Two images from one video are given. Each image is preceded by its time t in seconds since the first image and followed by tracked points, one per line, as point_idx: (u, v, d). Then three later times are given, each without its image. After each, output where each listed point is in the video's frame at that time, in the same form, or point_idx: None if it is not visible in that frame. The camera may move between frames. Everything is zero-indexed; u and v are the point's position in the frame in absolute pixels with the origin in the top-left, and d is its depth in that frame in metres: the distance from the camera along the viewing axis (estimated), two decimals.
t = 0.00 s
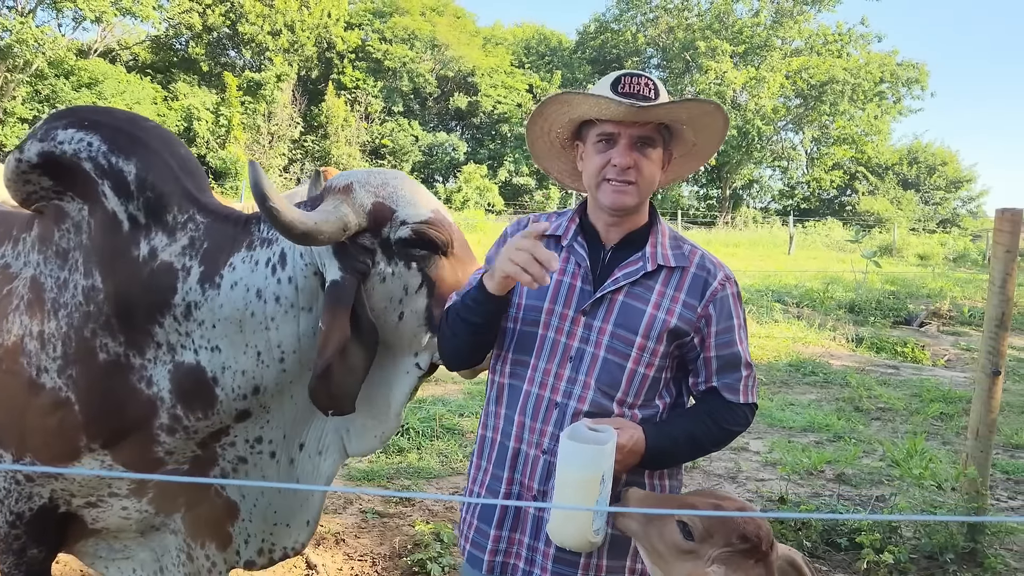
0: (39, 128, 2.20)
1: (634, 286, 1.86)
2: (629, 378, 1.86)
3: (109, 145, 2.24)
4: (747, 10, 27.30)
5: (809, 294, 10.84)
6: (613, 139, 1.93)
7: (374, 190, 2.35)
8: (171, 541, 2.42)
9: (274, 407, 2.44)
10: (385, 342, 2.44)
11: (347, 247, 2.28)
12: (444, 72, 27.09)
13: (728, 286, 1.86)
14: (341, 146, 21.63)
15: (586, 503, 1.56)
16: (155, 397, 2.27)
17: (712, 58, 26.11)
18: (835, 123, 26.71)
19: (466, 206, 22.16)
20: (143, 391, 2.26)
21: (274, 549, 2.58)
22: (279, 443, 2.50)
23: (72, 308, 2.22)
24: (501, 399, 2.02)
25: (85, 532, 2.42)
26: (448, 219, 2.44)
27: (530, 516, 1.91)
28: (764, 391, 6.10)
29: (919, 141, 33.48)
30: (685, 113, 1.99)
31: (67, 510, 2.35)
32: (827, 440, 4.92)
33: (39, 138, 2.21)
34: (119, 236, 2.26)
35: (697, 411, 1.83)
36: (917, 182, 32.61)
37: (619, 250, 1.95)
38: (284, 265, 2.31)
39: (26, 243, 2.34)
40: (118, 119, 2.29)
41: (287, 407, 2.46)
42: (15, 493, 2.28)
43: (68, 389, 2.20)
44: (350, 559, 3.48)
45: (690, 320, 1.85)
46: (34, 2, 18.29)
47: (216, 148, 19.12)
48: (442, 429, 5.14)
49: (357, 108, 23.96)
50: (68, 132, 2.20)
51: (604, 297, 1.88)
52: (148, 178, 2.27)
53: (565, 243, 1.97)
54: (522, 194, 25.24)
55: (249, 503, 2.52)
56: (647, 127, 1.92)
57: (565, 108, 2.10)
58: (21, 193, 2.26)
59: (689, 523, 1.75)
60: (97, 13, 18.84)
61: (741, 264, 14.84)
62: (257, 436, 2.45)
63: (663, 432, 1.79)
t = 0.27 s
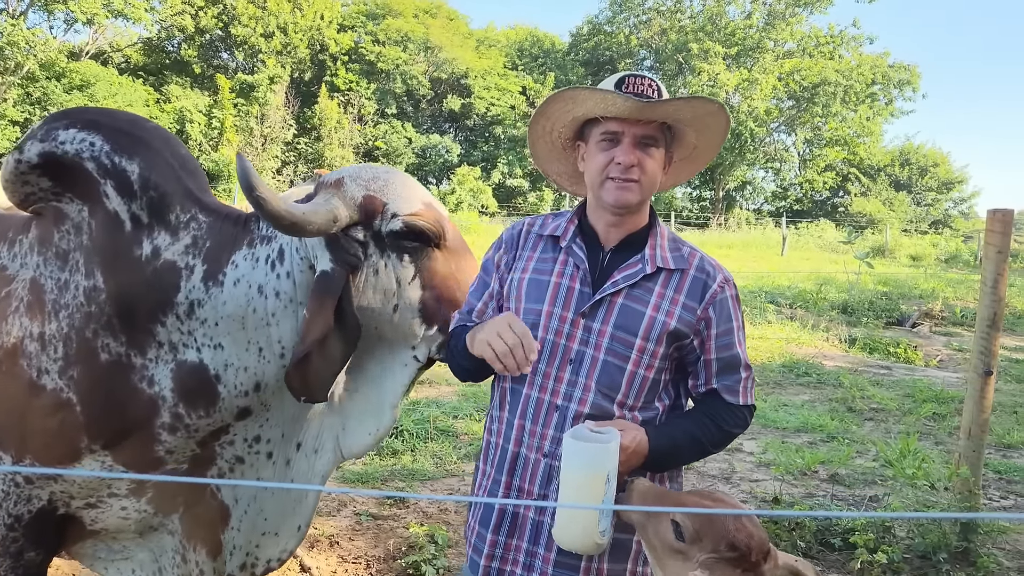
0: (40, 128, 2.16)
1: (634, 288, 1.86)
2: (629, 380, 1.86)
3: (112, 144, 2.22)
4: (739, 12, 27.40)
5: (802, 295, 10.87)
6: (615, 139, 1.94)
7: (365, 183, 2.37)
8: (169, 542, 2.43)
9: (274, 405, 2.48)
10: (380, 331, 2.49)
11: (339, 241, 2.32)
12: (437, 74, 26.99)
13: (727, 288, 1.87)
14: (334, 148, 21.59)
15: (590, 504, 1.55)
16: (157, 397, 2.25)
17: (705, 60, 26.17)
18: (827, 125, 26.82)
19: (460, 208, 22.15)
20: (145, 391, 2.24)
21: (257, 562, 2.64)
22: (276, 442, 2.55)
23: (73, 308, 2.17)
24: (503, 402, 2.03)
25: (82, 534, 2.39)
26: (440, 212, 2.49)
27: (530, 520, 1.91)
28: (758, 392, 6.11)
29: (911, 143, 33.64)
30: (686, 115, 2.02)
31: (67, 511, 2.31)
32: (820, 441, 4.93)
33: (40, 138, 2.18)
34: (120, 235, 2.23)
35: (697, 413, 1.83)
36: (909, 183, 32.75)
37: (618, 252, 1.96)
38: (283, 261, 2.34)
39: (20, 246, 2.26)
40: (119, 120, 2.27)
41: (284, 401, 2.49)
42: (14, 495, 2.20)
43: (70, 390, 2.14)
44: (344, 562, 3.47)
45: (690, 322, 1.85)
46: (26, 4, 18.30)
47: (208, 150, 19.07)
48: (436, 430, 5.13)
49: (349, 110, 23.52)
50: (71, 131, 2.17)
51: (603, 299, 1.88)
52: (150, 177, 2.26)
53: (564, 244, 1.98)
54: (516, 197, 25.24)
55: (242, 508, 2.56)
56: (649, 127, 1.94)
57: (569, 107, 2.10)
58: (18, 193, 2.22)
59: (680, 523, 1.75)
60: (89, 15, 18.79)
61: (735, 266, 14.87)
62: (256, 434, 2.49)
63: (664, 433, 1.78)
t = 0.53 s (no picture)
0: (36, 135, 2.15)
1: (627, 292, 1.86)
2: (623, 385, 1.86)
3: (110, 149, 2.21)
4: (734, 16, 27.49)
5: (797, 298, 10.88)
6: (608, 142, 1.95)
7: (365, 188, 2.41)
8: (169, 545, 2.48)
9: (275, 406, 2.52)
10: (385, 332, 2.63)
11: (343, 244, 2.32)
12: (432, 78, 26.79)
13: (723, 291, 1.85)
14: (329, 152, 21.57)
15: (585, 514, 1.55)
16: (159, 399, 2.26)
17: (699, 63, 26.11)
18: (821, 128, 26.93)
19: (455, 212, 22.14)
20: (147, 394, 2.25)
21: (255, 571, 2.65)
22: (277, 444, 2.61)
23: (74, 313, 2.16)
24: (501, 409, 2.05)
25: (82, 538, 2.39)
26: (439, 213, 2.58)
27: (528, 525, 1.91)
28: (754, 395, 6.11)
29: (905, 146, 33.76)
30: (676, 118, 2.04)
31: (67, 517, 2.30)
32: (816, 443, 4.93)
33: (35, 144, 2.16)
34: (121, 240, 2.23)
35: (693, 418, 1.82)
36: (903, 186, 32.86)
37: (612, 256, 1.96)
38: (284, 263, 2.35)
39: (16, 252, 2.24)
40: (115, 125, 2.26)
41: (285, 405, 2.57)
42: (14, 501, 2.17)
43: (72, 395, 2.13)
44: (340, 566, 3.45)
45: (684, 327, 1.84)
46: (20, 8, 18.28)
47: (203, 154, 19.04)
48: (432, 434, 5.12)
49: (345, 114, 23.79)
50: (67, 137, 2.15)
51: (596, 303, 1.88)
52: (149, 181, 2.25)
53: (558, 249, 1.99)
54: (511, 200, 25.25)
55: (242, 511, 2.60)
56: (641, 130, 1.95)
57: (563, 110, 2.11)
58: (14, 201, 2.19)
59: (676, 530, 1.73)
60: (83, 19, 18.76)
61: (730, 269, 14.89)
62: (256, 436, 2.54)
63: (659, 438, 1.77)
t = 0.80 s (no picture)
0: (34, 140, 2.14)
1: (619, 296, 1.87)
2: (616, 388, 1.85)
3: (108, 155, 2.20)
4: (730, 20, 27.54)
5: (794, 302, 10.89)
6: (596, 147, 1.96)
7: (369, 191, 2.51)
8: (169, 549, 2.47)
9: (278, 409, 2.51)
10: (387, 334, 2.77)
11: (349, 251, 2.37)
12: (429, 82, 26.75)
13: (715, 294, 1.85)
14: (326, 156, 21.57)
15: (566, 511, 1.56)
16: (159, 404, 2.26)
17: (695, 67, 26.18)
18: (817, 131, 27.01)
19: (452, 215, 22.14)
20: (147, 399, 2.24)
21: (267, 557, 2.72)
22: (280, 445, 2.64)
23: (73, 318, 2.16)
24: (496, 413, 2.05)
25: (81, 543, 2.40)
26: (438, 215, 2.71)
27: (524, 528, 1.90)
28: (750, 398, 6.11)
29: (901, 149, 33.85)
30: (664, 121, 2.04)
31: (66, 522, 2.30)
32: (812, 447, 4.93)
33: (32, 150, 2.15)
34: (120, 246, 2.22)
35: (687, 420, 1.82)
36: (899, 189, 32.95)
37: (604, 260, 1.96)
38: (288, 269, 2.36)
39: (14, 256, 2.23)
40: (113, 130, 2.26)
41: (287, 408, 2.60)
42: (13, 507, 2.18)
43: (71, 401, 2.13)
44: (337, 571, 3.44)
45: (676, 329, 1.84)
46: (17, 12, 18.28)
47: (200, 158, 19.00)
48: (429, 438, 5.11)
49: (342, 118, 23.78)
50: (65, 143, 2.15)
51: (589, 306, 1.89)
52: (148, 187, 2.24)
53: (551, 254, 1.99)
54: (508, 203, 25.25)
55: (247, 508, 2.63)
56: (630, 134, 1.95)
57: (549, 116, 2.13)
58: (11, 206, 2.19)
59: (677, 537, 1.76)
60: (80, 22, 18.74)
61: (727, 272, 14.91)
62: (259, 439, 2.57)
63: (652, 440, 1.77)
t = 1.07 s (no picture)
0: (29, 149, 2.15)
1: (615, 300, 1.87)
2: (611, 393, 1.86)
3: (104, 162, 2.21)
4: (727, 23, 27.58)
5: (791, 305, 10.90)
6: (574, 154, 1.97)
7: (374, 195, 2.60)
8: (169, 551, 2.49)
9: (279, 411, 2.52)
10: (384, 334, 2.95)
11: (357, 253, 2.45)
12: (426, 85, 26.87)
13: (710, 299, 1.85)
14: (324, 160, 21.57)
15: (563, 516, 1.56)
16: (160, 408, 2.25)
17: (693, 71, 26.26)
18: (814, 134, 27.06)
19: (450, 218, 22.14)
20: (148, 402, 2.24)
21: (266, 551, 2.79)
22: (281, 446, 2.71)
23: (73, 324, 2.15)
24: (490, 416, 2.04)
25: (81, 547, 2.39)
26: (432, 216, 2.82)
27: (518, 532, 1.91)
28: (748, 401, 6.11)
29: (898, 152, 33.93)
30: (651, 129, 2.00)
31: (66, 527, 2.30)
32: (810, 450, 4.93)
33: (29, 159, 2.16)
34: (119, 251, 2.22)
35: (681, 424, 1.82)
36: (896, 192, 33.03)
37: (599, 264, 1.97)
38: (290, 272, 2.39)
39: (12, 263, 2.23)
40: (109, 137, 2.26)
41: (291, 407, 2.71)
42: (14, 512, 2.17)
43: (72, 405, 2.13)
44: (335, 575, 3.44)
45: (672, 334, 1.84)
46: (14, 16, 18.26)
47: (198, 161, 18.99)
48: (427, 442, 5.11)
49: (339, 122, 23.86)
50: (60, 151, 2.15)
51: (584, 311, 1.89)
52: (145, 193, 2.24)
53: (546, 258, 1.99)
54: (506, 207, 25.27)
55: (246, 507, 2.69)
56: (607, 141, 1.94)
57: (534, 125, 2.21)
58: (8, 213, 2.19)
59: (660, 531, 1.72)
60: (78, 27, 18.73)
61: (725, 275, 14.92)
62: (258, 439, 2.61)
63: (646, 445, 1.78)
